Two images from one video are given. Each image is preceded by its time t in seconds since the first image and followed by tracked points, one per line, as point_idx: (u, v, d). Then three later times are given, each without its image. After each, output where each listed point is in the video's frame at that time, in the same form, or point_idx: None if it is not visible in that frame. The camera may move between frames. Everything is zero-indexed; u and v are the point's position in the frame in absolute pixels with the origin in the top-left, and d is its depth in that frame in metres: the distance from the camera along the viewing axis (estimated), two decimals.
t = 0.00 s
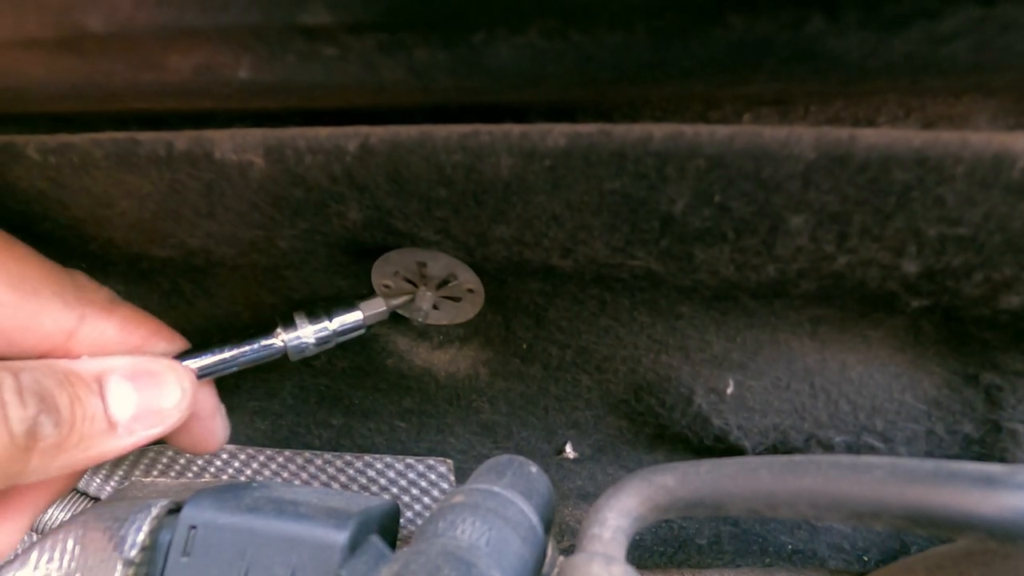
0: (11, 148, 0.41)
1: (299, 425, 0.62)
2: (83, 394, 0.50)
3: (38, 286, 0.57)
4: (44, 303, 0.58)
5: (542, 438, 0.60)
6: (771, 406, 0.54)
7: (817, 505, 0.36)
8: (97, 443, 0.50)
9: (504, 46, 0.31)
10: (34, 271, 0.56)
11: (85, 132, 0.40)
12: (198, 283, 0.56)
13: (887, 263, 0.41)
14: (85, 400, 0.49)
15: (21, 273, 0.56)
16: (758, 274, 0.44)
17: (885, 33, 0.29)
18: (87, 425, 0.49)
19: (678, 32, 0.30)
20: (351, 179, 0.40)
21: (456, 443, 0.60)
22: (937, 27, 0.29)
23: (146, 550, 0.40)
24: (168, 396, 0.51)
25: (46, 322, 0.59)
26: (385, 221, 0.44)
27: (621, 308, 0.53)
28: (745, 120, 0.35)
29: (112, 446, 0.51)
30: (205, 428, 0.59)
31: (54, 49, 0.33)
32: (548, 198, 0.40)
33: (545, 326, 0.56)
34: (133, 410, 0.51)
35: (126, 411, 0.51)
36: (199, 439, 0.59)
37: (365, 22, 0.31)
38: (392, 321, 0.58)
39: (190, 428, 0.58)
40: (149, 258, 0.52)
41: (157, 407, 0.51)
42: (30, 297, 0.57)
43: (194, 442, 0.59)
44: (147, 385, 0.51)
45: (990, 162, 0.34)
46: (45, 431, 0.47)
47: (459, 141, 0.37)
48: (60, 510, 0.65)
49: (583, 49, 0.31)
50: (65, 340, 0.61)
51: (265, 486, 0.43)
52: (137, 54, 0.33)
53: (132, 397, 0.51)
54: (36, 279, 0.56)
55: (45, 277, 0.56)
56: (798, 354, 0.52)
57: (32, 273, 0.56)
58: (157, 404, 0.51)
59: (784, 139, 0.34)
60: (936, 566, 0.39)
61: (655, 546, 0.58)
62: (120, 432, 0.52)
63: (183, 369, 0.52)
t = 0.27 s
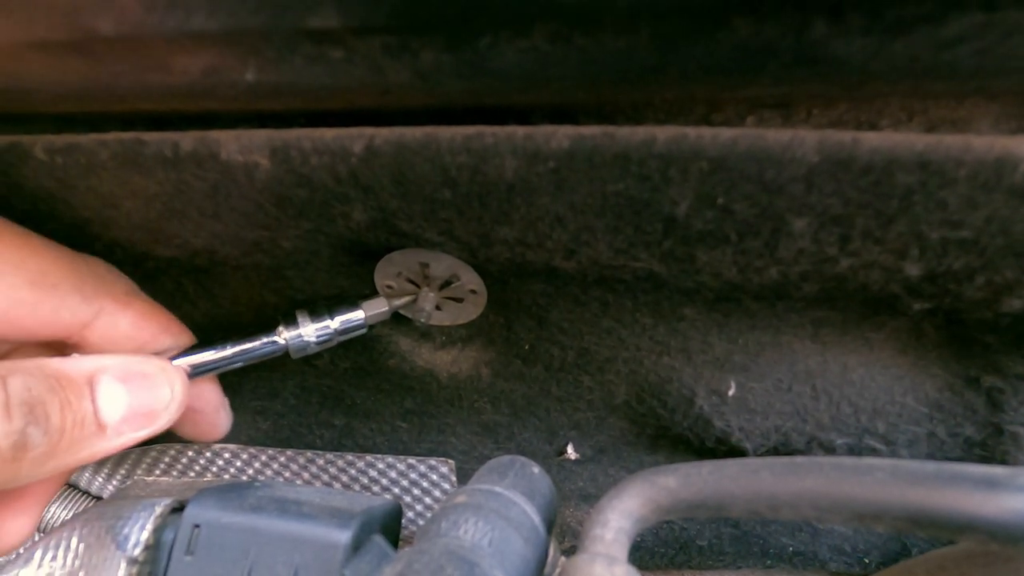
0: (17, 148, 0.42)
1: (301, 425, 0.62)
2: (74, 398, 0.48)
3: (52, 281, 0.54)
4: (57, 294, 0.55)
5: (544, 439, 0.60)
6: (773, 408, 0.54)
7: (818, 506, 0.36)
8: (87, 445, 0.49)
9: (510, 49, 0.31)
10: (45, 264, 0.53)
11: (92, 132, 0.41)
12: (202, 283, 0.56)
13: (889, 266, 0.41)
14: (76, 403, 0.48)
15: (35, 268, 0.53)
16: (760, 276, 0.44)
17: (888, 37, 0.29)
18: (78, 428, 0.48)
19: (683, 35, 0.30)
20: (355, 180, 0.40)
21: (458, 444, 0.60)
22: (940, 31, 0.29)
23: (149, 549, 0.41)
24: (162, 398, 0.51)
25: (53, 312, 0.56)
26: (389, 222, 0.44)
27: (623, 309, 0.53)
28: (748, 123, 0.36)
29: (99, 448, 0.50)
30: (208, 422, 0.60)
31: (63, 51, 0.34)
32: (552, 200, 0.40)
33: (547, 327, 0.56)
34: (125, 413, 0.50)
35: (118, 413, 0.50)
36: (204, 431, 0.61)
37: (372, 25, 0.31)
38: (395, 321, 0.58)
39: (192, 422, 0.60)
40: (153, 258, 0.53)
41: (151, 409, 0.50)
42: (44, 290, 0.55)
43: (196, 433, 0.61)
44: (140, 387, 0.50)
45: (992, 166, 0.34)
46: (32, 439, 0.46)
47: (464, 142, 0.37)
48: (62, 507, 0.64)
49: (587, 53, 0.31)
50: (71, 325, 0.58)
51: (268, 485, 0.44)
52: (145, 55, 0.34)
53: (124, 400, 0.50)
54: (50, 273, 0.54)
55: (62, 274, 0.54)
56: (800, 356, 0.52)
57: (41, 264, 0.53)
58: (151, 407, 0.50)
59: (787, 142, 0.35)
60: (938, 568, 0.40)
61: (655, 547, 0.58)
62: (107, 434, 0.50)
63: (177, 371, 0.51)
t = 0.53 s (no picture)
0: (20, 148, 0.42)
1: (302, 425, 0.62)
2: (50, 400, 0.47)
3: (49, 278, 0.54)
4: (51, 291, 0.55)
5: (544, 440, 0.60)
6: (773, 410, 0.54)
7: (819, 508, 0.36)
8: (62, 448, 0.48)
9: (513, 51, 0.31)
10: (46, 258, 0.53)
11: (96, 133, 0.41)
12: (203, 283, 0.56)
13: (891, 268, 0.41)
14: (53, 405, 0.47)
15: (31, 268, 0.53)
16: (761, 278, 0.44)
17: (890, 41, 0.29)
18: (56, 430, 0.47)
19: (685, 38, 0.30)
20: (357, 181, 0.40)
21: (458, 444, 0.60)
22: (942, 35, 0.29)
23: (150, 548, 0.41)
24: (137, 398, 0.51)
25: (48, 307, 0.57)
26: (391, 223, 0.44)
27: (624, 311, 0.53)
28: (750, 125, 0.36)
29: (71, 453, 0.49)
30: (192, 421, 0.62)
31: (67, 51, 0.34)
32: (553, 201, 0.40)
33: (548, 328, 0.56)
34: (101, 415, 0.50)
35: (94, 415, 0.50)
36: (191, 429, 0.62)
37: (376, 26, 0.31)
38: (396, 322, 0.58)
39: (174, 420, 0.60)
40: (155, 258, 0.53)
41: (127, 410, 0.51)
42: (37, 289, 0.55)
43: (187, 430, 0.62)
44: (117, 389, 0.51)
45: (994, 169, 0.34)
46: (8, 439, 0.44)
47: (466, 144, 0.37)
48: (60, 508, 0.59)
49: (591, 55, 0.31)
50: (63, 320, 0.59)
51: (269, 485, 0.44)
52: (148, 56, 0.34)
53: (101, 400, 0.50)
54: (46, 269, 0.54)
55: (57, 272, 0.54)
56: (800, 358, 0.52)
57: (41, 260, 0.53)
58: (128, 408, 0.51)
59: (789, 144, 0.35)
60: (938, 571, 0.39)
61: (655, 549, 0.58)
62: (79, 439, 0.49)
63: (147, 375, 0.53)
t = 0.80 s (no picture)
0: (25, 147, 0.42)
1: (302, 424, 0.62)
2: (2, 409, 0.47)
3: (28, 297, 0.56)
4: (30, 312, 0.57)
5: (544, 441, 0.59)
6: (775, 412, 0.53)
7: (820, 510, 0.36)
8: (17, 458, 0.48)
9: (518, 52, 0.31)
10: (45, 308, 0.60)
11: (100, 132, 0.41)
12: (206, 281, 0.56)
13: (893, 270, 0.41)
14: (4, 415, 0.47)
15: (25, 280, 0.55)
16: (763, 280, 0.44)
17: (894, 44, 0.29)
18: (9, 438, 0.47)
19: (689, 40, 0.30)
20: (361, 180, 0.40)
21: (459, 444, 0.60)
22: (945, 39, 0.29)
23: (152, 546, 0.41)
24: (99, 407, 0.50)
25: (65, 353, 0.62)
26: (394, 223, 0.44)
27: (625, 312, 0.54)
28: (753, 128, 0.36)
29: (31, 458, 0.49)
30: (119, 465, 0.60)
31: (74, 50, 0.34)
32: (557, 202, 0.40)
33: (550, 329, 0.56)
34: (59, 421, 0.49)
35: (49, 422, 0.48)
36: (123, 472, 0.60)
37: (382, 27, 0.31)
38: (398, 322, 0.59)
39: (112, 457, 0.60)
40: (158, 257, 0.53)
41: (83, 418, 0.49)
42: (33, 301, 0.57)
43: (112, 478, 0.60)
44: (76, 394, 0.49)
45: (996, 173, 0.34)
46: None
47: (470, 144, 0.37)
48: (61, 507, 0.59)
49: (595, 57, 0.31)
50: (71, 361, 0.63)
51: (269, 484, 0.44)
52: (154, 55, 0.34)
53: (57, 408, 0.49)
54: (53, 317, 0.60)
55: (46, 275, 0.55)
56: (801, 359, 0.52)
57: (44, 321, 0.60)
58: (83, 416, 0.49)
59: (792, 146, 0.35)
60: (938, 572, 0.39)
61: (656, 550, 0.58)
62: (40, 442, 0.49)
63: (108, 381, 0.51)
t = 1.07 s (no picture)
0: (29, 144, 0.42)
1: (303, 424, 0.62)
2: None
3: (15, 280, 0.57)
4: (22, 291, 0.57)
5: (545, 441, 0.59)
6: (776, 413, 0.53)
7: (822, 512, 0.36)
8: None
9: (523, 53, 0.32)
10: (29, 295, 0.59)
11: (104, 131, 0.41)
12: (209, 280, 0.56)
13: (895, 273, 0.42)
14: None
15: None
16: (766, 281, 0.45)
17: (898, 48, 0.29)
18: None
19: (694, 42, 0.30)
20: (364, 180, 0.40)
21: (460, 444, 0.60)
22: (950, 42, 0.29)
23: (154, 545, 0.40)
24: (78, 379, 0.49)
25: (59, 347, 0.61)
26: (397, 222, 0.44)
27: (627, 313, 0.54)
28: (756, 130, 0.36)
29: None
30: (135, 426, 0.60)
31: (80, 48, 0.34)
32: (560, 203, 0.40)
33: (552, 329, 0.56)
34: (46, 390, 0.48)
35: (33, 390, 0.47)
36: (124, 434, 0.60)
37: (388, 28, 0.31)
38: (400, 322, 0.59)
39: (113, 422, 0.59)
40: (161, 255, 0.53)
41: (68, 389, 0.48)
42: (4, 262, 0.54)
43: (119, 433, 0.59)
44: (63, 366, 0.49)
45: (999, 176, 0.34)
46: None
47: (474, 144, 0.37)
48: (61, 504, 0.59)
49: (600, 58, 0.31)
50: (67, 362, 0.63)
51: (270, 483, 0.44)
52: (160, 54, 0.34)
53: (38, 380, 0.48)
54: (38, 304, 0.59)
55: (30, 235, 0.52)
56: (803, 361, 0.52)
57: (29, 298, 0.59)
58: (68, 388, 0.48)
59: (795, 149, 0.35)
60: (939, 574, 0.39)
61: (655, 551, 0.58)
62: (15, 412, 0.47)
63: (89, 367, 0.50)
